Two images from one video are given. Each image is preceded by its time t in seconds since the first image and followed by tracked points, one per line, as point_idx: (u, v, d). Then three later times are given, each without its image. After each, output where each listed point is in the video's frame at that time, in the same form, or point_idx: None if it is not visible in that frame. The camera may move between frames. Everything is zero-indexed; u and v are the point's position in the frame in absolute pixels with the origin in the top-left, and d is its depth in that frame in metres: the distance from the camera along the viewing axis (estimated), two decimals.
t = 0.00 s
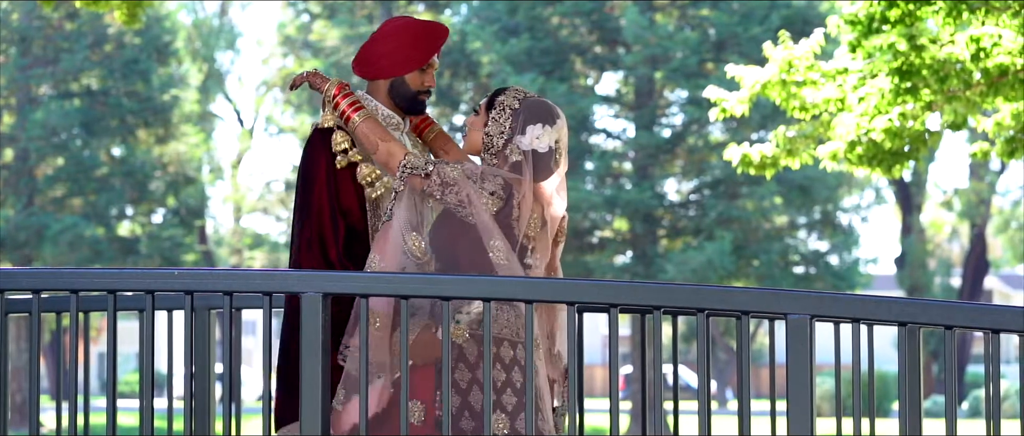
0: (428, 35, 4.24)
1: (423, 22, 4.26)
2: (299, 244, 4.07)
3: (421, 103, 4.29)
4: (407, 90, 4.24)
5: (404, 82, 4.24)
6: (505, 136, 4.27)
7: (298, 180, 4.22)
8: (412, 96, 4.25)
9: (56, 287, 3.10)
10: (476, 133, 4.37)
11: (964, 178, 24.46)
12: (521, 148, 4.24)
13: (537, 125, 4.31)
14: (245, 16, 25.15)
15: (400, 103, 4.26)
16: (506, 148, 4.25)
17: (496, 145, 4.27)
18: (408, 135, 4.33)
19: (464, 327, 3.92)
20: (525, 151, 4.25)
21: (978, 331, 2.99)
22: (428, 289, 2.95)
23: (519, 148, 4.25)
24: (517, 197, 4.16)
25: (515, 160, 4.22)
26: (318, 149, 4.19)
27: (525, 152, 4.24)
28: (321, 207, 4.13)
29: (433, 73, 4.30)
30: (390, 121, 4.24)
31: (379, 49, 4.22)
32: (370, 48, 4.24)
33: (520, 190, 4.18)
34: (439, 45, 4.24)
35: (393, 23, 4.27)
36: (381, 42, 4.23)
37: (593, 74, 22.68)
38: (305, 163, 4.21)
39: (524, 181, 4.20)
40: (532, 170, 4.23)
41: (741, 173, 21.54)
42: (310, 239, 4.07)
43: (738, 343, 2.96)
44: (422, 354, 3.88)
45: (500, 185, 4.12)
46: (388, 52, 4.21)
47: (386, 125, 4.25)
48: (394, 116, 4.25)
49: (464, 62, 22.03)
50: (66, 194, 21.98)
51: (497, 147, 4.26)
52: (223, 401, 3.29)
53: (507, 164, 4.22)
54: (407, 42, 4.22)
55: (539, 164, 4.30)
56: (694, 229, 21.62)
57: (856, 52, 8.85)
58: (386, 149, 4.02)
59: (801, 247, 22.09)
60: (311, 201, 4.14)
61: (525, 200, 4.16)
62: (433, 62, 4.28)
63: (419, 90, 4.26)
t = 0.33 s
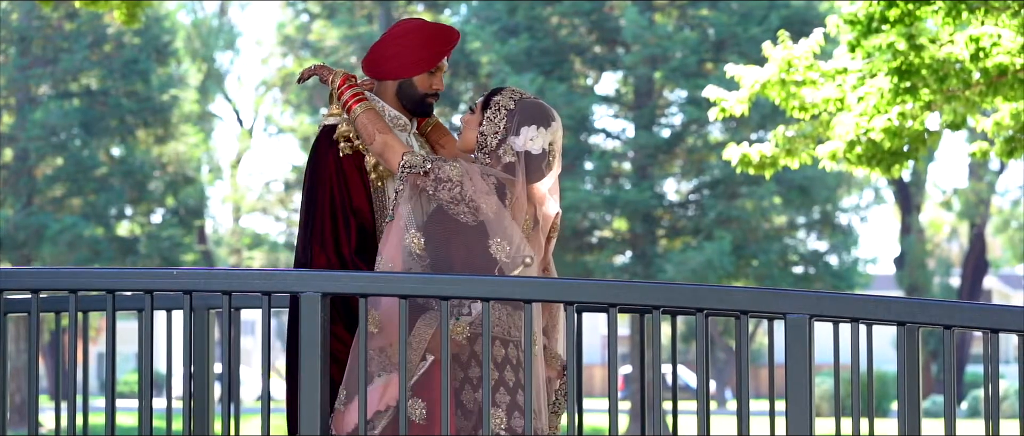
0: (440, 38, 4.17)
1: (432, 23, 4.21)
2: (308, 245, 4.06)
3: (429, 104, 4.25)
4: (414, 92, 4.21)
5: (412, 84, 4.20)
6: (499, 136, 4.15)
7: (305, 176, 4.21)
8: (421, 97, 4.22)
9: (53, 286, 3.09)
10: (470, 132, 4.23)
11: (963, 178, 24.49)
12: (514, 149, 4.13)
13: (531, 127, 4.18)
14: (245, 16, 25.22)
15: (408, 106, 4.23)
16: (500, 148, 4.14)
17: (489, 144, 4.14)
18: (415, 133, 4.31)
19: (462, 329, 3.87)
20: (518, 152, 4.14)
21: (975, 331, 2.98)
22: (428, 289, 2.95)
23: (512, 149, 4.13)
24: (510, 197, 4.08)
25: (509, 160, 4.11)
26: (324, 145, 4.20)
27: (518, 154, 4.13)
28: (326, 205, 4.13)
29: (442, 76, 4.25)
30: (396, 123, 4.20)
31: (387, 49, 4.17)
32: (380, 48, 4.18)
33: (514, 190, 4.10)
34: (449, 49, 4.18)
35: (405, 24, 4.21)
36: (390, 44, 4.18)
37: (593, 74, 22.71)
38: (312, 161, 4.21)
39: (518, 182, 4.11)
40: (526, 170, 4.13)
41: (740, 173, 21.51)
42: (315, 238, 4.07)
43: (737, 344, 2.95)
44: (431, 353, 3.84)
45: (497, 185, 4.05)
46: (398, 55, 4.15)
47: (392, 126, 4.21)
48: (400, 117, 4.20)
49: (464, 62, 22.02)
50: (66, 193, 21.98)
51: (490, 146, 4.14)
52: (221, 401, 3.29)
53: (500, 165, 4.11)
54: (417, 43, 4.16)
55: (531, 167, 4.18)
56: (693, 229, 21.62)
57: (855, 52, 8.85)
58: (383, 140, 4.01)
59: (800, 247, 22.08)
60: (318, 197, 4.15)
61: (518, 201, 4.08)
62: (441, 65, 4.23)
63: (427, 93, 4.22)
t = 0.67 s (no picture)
0: (447, 40, 4.15)
1: (440, 26, 4.16)
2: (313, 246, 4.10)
3: (433, 107, 4.24)
4: (418, 94, 4.19)
5: (417, 86, 4.18)
6: (492, 136, 4.12)
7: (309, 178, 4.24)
8: (425, 99, 4.20)
9: (49, 286, 3.08)
10: (463, 132, 4.20)
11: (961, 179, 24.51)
12: (506, 150, 4.09)
13: (525, 128, 4.14)
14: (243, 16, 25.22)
15: (412, 108, 4.22)
16: (493, 149, 4.11)
17: (482, 144, 4.12)
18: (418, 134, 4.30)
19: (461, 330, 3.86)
20: (510, 153, 4.09)
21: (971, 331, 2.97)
22: (426, 289, 2.95)
23: (505, 150, 4.09)
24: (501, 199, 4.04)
25: (501, 161, 4.08)
26: (325, 142, 4.21)
27: (511, 155, 4.09)
28: (327, 204, 4.15)
29: (447, 79, 4.23)
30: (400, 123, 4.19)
31: (393, 49, 4.15)
32: (385, 48, 4.17)
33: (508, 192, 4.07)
34: (456, 52, 4.15)
35: (413, 25, 4.19)
36: (396, 45, 4.15)
37: (590, 74, 22.64)
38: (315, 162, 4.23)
39: (511, 183, 4.08)
40: (518, 171, 4.09)
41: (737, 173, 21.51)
42: (319, 239, 4.10)
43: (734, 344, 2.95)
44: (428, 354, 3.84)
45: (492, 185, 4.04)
46: (405, 56, 4.13)
47: (397, 127, 4.21)
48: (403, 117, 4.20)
49: (462, 62, 22.01)
50: (63, 193, 22.03)
51: (483, 146, 4.11)
52: (219, 401, 3.29)
53: (492, 165, 4.08)
54: (422, 46, 4.13)
55: (523, 169, 4.13)
56: (690, 229, 21.63)
57: (851, 51, 8.91)
58: (377, 134, 4.02)
59: (797, 247, 22.06)
60: (321, 197, 4.17)
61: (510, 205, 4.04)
62: (447, 68, 4.21)
63: (431, 95, 4.20)
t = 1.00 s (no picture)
0: (456, 43, 4.14)
1: (448, 30, 4.15)
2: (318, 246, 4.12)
3: (437, 109, 4.24)
4: (424, 97, 4.19)
5: (421, 88, 4.18)
6: (488, 137, 4.12)
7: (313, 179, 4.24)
8: (429, 101, 4.20)
9: (46, 285, 3.07)
10: (460, 131, 4.20)
11: (958, 179, 24.67)
12: (501, 151, 4.09)
13: (520, 130, 4.12)
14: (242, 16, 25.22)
15: (416, 109, 4.22)
16: (488, 149, 4.11)
17: (478, 144, 4.12)
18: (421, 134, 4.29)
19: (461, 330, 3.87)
20: (505, 154, 4.09)
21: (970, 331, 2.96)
22: (426, 289, 2.94)
23: (500, 151, 4.09)
24: (494, 202, 4.04)
25: (497, 163, 4.07)
26: (329, 141, 4.21)
27: (505, 156, 4.09)
28: (327, 203, 4.16)
29: (452, 82, 4.21)
30: (405, 123, 4.19)
31: (401, 52, 4.14)
32: (392, 50, 4.16)
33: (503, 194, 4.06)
34: (462, 57, 4.14)
35: (421, 27, 4.19)
36: (403, 46, 4.14)
37: (588, 74, 22.64)
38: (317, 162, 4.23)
39: (505, 185, 4.08)
40: (513, 173, 4.09)
41: (736, 173, 21.51)
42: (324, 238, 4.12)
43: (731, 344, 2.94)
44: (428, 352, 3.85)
45: (488, 184, 4.05)
46: (411, 58, 4.12)
47: (400, 126, 4.19)
48: (407, 117, 4.20)
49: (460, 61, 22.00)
50: (61, 193, 22.01)
51: (478, 146, 4.11)
52: (217, 401, 3.27)
53: (487, 166, 4.08)
54: (429, 48, 4.12)
55: (518, 170, 4.12)
56: (688, 228, 21.68)
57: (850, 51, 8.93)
58: (376, 129, 4.02)
59: (795, 247, 22.03)
60: (323, 196, 4.17)
61: (504, 208, 4.03)
62: (452, 71, 4.19)
63: (435, 97, 4.20)
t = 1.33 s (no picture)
0: (458, 46, 4.12)
1: (451, 33, 4.13)
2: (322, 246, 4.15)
3: (439, 111, 4.24)
4: (425, 98, 4.18)
5: (424, 89, 4.17)
6: (484, 137, 4.10)
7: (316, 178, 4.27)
8: (431, 103, 4.20)
9: (46, 284, 3.07)
10: (458, 131, 4.18)
11: (956, 178, 24.63)
12: (498, 151, 4.07)
13: (517, 130, 4.09)
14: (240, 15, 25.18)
15: (418, 110, 4.21)
16: (485, 149, 4.10)
17: (475, 144, 4.11)
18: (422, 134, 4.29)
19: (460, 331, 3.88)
20: (502, 154, 4.07)
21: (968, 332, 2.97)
22: (424, 289, 2.94)
23: (497, 151, 4.08)
24: (492, 201, 4.05)
25: (493, 163, 4.07)
26: (330, 140, 4.23)
27: (503, 156, 4.07)
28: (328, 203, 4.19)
29: (455, 84, 4.22)
30: (407, 123, 4.19)
31: (405, 53, 4.13)
32: (396, 50, 4.15)
33: (499, 194, 4.05)
34: (464, 59, 4.12)
35: (425, 28, 4.17)
36: (405, 49, 4.13)
37: (587, 74, 22.66)
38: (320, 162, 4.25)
39: (503, 186, 4.07)
40: (511, 173, 4.08)
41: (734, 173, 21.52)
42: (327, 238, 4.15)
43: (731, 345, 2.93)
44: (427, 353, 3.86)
45: (485, 182, 4.05)
46: (417, 59, 4.11)
47: (402, 127, 4.20)
48: (410, 118, 4.19)
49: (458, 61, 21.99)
50: (60, 193, 21.98)
51: (475, 146, 4.10)
52: (215, 400, 3.27)
53: (484, 167, 4.08)
54: (432, 51, 4.11)
55: (516, 171, 4.08)
56: (687, 228, 21.68)
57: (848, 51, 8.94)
58: (375, 127, 4.05)
59: (794, 247, 22.02)
60: (326, 194, 4.20)
61: (502, 207, 4.04)
62: (456, 74, 4.18)
63: (437, 99, 4.20)
